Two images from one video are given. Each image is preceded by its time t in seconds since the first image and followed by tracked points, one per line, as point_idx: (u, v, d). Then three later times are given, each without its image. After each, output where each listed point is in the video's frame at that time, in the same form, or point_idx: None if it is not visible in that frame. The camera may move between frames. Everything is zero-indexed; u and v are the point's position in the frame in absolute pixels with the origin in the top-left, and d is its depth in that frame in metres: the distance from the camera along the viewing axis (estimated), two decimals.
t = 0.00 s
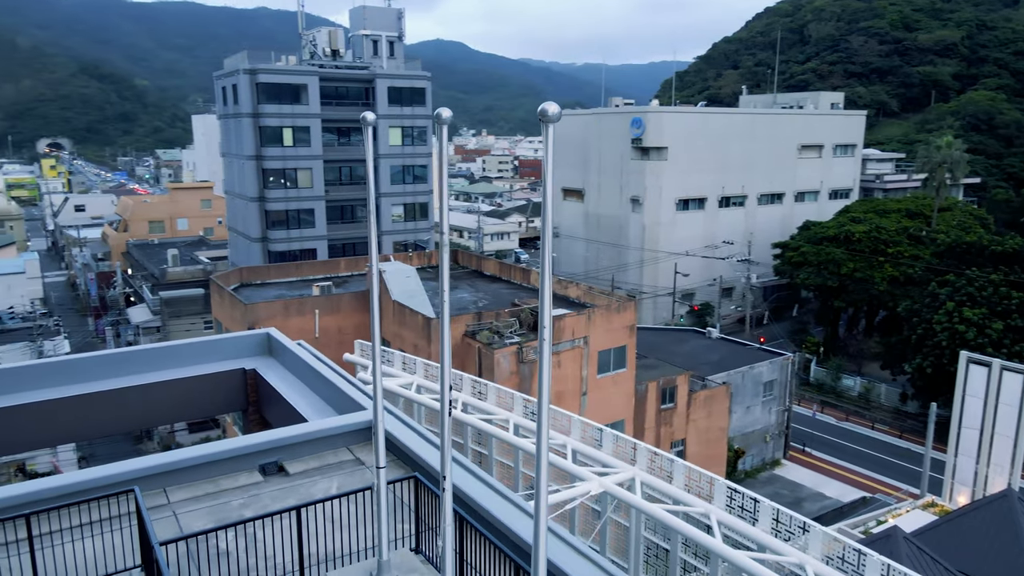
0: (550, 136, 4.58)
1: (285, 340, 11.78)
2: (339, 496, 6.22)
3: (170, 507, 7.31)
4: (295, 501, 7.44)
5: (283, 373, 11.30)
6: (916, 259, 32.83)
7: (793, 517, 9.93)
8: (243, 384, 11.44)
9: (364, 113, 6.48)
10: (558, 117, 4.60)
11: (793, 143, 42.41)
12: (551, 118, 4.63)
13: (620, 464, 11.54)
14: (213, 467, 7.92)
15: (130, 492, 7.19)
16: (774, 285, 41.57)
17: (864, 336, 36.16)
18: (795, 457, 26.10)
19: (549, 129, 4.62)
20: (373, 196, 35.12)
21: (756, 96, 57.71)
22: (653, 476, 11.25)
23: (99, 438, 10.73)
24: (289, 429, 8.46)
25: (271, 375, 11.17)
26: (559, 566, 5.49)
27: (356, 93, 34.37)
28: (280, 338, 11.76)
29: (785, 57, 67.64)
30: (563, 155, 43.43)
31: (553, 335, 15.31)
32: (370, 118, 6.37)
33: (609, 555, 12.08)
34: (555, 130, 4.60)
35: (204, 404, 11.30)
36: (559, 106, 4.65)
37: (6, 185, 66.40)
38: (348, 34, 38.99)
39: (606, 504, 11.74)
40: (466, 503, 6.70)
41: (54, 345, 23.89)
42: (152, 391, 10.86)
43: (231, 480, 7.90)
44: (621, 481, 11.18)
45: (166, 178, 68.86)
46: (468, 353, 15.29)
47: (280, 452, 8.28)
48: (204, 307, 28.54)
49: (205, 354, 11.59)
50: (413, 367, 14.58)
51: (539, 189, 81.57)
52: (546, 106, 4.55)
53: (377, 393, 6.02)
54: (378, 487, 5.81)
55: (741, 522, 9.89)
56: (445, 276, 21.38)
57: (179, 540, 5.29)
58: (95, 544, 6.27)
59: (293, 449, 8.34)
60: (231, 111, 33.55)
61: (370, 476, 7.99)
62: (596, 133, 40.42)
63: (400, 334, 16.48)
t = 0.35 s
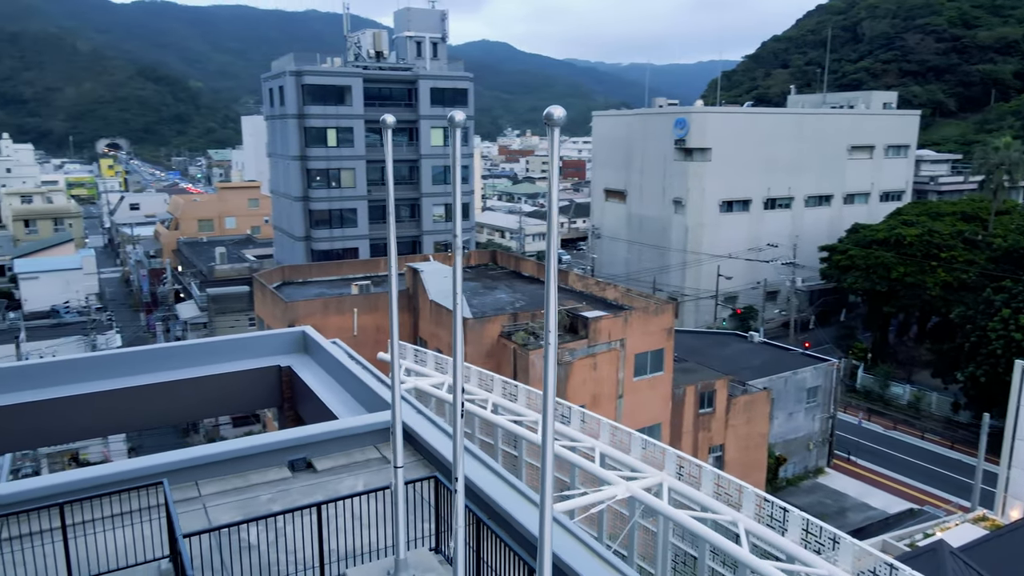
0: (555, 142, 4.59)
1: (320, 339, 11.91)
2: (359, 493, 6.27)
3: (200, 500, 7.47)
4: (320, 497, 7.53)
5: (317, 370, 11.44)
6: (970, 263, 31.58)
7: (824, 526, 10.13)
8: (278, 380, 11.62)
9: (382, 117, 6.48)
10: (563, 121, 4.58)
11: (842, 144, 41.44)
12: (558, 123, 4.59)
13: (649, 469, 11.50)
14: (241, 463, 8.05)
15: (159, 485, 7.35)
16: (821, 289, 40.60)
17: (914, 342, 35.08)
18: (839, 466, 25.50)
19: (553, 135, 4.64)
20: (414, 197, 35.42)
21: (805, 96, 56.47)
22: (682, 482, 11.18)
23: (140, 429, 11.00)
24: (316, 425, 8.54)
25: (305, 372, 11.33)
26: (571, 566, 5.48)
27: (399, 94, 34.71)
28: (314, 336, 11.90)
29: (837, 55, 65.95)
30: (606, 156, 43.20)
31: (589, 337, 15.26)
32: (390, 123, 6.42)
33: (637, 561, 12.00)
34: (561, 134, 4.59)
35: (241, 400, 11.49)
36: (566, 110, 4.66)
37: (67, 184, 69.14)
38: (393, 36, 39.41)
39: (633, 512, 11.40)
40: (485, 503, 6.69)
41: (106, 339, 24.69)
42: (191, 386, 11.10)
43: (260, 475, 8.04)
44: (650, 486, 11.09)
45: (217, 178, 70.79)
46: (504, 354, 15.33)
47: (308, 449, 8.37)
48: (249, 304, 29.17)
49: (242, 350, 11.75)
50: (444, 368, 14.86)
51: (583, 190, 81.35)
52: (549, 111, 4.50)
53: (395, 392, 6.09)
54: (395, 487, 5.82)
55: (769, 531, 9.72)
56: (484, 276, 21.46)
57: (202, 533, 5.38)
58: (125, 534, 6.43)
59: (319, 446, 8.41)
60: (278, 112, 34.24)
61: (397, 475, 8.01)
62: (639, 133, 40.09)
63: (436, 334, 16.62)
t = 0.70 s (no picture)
0: (565, 145, 4.42)
1: (356, 336, 11.92)
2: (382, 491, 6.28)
3: (233, 492, 7.59)
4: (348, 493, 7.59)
5: (353, 367, 11.48)
6: None
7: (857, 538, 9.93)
8: (315, 376, 11.66)
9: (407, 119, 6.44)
10: (574, 122, 4.36)
11: (897, 144, 40.22)
12: (568, 124, 4.40)
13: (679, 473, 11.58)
14: (273, 457, 8.12)
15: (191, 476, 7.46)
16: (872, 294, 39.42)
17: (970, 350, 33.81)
18: (888, 476, 24.76)
19: (564, 138, 4.45)
20: (457, 197, 35.66)
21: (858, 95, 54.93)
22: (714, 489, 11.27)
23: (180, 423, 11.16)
24: (348, 422, 8.59)
25: (342, 369, 11.39)
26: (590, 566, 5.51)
27: (443, 94, 34.95)
28: (351, 334, 11.92)
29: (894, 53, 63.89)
30: (651, 157, 42.80)
31: (627, 339, 15.12)
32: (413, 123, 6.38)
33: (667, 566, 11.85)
34: (571, 137, 4.38)
35: (278, 396, 11.59)
36: (577, 111, 4.39)
37: (125, 183, 71.69)
38: (439, 37, 39.72)
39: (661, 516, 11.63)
40: (510, 502, 6.72)
41: (158, 334, 25.52)
42: (230, 381, 11.21)
43: (291, 469, 8.11)
44: (680, 490, 11.23)
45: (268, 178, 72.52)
46: (543, 355, 15.36)
47: (340, 445, 8.41)
48: (294, 302, 29.76)
49: (280, 347, 11.80)
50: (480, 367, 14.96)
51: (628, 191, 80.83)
52: (559, 112, 4.35)
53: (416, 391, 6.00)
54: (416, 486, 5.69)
55: (803, 541, 9.67)
56: (525, 277, 21.47)
57: (229, 526, 5.44)
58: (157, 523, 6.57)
59: (350, 443, 8.45)
60: (325, 113, 34.82)
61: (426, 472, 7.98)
62: (685, 133, 39.59)
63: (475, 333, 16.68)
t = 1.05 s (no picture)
0: (579, 147, 4.44)
1: (392, 334, 12.00)
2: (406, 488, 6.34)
3: (264, 485, 7.74)
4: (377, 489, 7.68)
5: (389, 366, 11.59)
6: None
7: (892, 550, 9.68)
8: (351, 373, 11.78)
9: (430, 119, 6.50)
10: (586, 123, 4.38)
11: (953, 145, 38.89)
12: (581, 125, 4.44)
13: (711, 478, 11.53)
14: (305, 452, 8.22)
15: (222, 469, 7.61)
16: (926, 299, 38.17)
17: None
18: (938, 486, 23.97)
19: (578, 139, 4.45)
20: (500, 197, 35.80)
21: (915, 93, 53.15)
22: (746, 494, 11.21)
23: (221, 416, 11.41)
24: (380, 419, 8.66)
25: (377, 367, 11.50)
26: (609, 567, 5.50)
27: (486, 94, 35.04)
28: (387, 332, 12.01)
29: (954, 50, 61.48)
30: (697, 157, 42.25)
31: (666, 341, 14.95)
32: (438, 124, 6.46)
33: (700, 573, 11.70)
34: (583, 137, 4.41)
35: (315, 391, 11.75)
36: (590, 112, 4.43)
37: (180, 182, 73.90)
38: (484, 37, 39.85)
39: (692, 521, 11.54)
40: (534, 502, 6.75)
41: (206, 329, 26.20)
42: (268, 375, 11.42)
43: (322, 464, 8.21)
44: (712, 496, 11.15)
45: (315, 177, 73.91)
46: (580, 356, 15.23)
47: (371, 441, 8.49)
48: (337, 299, 30.23)
49: (318, 344, 11.97)
50: (514, 367, 14.99)
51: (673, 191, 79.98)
52: (572, 112, 4.37)
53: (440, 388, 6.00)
54: (438, 483, 5.69)
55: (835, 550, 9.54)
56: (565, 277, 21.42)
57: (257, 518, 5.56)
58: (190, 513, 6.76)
59: (381, 439, 8.52)
60: (370, 113, 35.28)
61: (453, 470, 8.02)
62: (731, 133, 38.96)
63: (513, 333, 16.74)
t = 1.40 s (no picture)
0: (588, 148, 4.47)
1: (425, 333, 12.11)
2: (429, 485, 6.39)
3: (294, 479, 7.84)
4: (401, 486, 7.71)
5: (421, 365, 11.67)
6: None
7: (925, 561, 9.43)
8: (383, 371, 11.90)
9: (451, 120, 6.54)
10: (597, 124, 4.43)
11: (1010, 145, 37.53)
12: (591, 126, 4.48)
13: (742, 484, 11.37)
14: (333, 447, 8.30)
15: (250, 462, 7.72)
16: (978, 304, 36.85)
17: None
18: (988, 498, 23.14)
19: (588, 140, 4.49)
20: (540, 197, 35.77)
21: (971, 91, 51.34)
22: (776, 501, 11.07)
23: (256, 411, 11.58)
24: (408, 417, 8.72)
25: (410, 366, 11.57)
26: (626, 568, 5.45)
27: (526, 94, 35.06)
28: (420, 331, 12.12)
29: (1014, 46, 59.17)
30: (740, 158, 41.61)
31: (703, 344, 14.79)
32: (461, 125, 6.51)
33: None
34: (593, 139, 4.45)
35: (349, 389, 11.89)
36: (601, 114, 4.46)
37: (227, 181, 75.77)
38: (525, 37, 39.87)
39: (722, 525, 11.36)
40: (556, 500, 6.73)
41: (248, 325, 26.73)
42: (303, 372, 11.59)
43: (349, 460, 8.28)
44: (740, 502, 11.10)
45: (358, 177, 74.93)
46: (615, 357, 15.11)
47: (399, 439, 8.53)
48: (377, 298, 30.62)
49: (352, 342, 12.09)
50: (545, 367, 15.03)
51: (717, 193, 78.87)
52: (581, 113, 4.42)
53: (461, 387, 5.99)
54: (459, 481, 5.68)
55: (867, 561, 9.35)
56: (602, 278, 21.32)
57: (285, 510, 5.70)
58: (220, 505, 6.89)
59: (408, 437, 8.56)
60: (412, 114, 35.60)
61: (479, 468, 8.05)
62: (775, 133, 38.27)
63: (548, 333, 16.74)
